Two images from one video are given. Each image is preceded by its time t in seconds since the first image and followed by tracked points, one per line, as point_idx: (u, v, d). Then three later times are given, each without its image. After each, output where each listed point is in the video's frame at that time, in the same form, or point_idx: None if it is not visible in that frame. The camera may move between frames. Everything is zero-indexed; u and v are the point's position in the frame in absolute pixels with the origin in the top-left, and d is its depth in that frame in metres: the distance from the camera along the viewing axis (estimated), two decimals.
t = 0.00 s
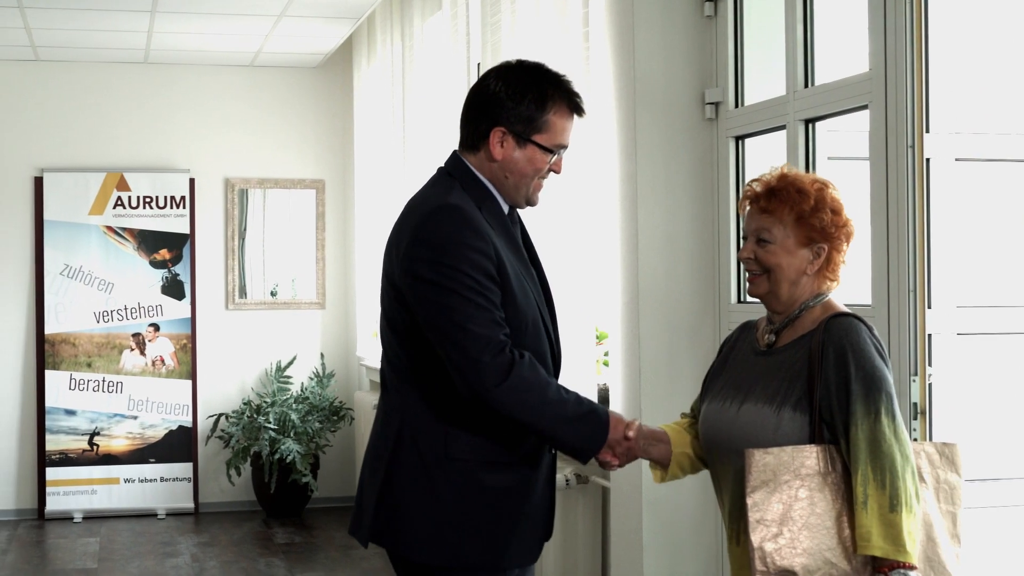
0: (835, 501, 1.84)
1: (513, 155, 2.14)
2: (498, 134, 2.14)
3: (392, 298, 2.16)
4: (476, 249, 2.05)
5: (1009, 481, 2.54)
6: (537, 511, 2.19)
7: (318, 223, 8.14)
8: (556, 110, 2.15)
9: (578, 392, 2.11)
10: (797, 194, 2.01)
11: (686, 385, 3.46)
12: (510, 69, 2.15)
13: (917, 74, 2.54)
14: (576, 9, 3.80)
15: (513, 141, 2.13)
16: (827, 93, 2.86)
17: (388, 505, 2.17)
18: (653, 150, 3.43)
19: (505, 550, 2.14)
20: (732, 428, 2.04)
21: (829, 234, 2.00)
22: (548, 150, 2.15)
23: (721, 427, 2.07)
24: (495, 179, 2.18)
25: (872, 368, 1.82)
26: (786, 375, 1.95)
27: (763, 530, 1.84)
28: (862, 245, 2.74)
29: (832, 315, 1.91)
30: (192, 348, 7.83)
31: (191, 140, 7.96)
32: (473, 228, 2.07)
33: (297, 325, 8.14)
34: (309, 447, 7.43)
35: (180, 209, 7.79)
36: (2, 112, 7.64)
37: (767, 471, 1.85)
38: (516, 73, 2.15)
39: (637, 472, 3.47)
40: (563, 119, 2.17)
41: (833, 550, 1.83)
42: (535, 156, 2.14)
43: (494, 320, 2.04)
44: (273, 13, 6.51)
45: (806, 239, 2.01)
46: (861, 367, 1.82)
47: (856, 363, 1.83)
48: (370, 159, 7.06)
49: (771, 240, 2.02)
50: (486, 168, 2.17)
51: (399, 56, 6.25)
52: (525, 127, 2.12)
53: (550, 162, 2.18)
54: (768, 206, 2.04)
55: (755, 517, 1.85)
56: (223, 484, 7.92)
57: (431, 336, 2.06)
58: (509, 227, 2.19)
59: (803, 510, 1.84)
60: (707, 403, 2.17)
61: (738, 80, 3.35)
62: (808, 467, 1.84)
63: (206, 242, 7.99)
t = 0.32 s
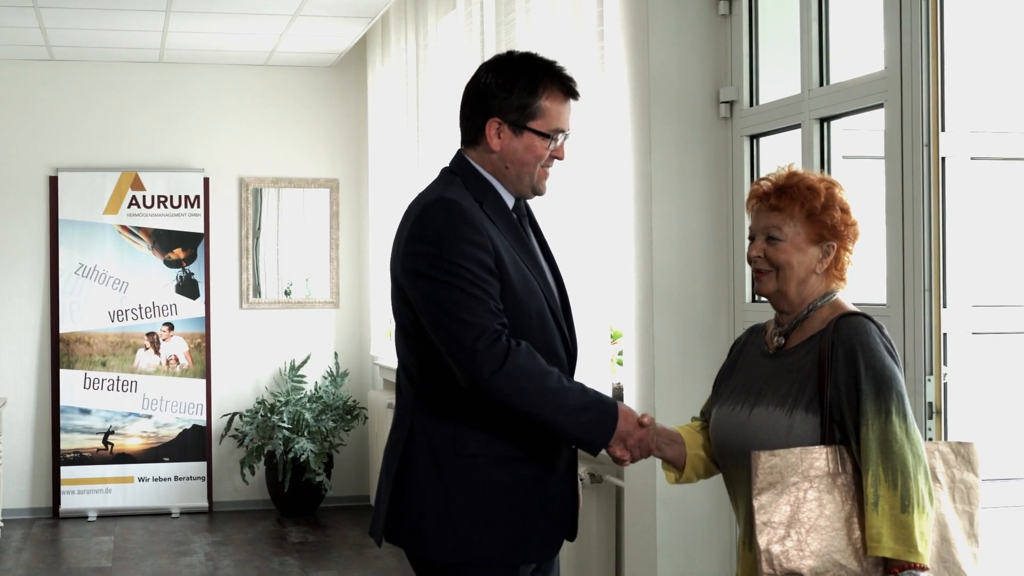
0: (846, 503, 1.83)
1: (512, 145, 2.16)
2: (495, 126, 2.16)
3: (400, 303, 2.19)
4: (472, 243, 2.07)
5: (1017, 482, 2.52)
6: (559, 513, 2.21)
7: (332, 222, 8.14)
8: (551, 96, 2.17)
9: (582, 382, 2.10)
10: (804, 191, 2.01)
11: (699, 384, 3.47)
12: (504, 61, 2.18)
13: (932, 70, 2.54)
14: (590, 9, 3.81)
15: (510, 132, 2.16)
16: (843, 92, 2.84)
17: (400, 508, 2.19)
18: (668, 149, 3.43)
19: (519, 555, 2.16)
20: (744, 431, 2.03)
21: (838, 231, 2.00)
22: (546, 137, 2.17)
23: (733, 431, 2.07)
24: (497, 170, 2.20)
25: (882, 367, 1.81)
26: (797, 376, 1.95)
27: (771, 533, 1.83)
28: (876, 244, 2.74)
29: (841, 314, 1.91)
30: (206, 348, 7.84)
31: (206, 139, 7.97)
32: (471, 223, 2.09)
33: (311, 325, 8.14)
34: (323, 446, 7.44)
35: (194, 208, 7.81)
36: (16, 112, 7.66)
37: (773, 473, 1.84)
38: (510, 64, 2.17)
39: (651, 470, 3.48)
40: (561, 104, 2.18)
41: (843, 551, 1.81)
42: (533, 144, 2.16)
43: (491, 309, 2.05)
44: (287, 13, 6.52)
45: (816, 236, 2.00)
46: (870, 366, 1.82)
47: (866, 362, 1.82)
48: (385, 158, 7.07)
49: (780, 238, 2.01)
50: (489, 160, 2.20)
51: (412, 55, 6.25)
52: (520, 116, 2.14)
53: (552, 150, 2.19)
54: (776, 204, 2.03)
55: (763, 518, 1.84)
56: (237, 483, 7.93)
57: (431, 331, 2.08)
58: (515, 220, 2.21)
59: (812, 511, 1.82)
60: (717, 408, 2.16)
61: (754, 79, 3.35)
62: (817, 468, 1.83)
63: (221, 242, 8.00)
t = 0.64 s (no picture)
0: (857, 502, 1.82)
1: (504, 134, 1.96)
2: (489, 114, 1.98)
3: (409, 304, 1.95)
4: (478, 236, 1.78)
5: (1017, 482, 2.54)
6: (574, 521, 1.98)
7: (337, 222, 8.15)
8: (546, 82, 1.94)
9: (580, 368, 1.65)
10: (799, 191, 2.00)
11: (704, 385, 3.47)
12: (512, 54, 1.98)
13: (937, 68, 2.53)
14: (594, 9, 3.81)
15: (501, 120, 1.95)
16: (848, 92, 2.84)
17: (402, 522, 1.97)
18: (673, 150, 3.43)
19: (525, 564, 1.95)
20: (744, 437, 2.00)
21: (832, 234, 2.00)
22: (534, 125, 1.93)
23: (730, 437, 2.03)
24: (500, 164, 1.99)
25: (883, 364, 1.81)
26: (796, 377, 1.92)
27: (786, 535, 1.81)
28: (881, 244, 2.74)
29: (837, 315, 1.90)
30: (210, 348, 7.85)
31: (210, 140, 7.98)
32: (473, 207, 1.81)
33: (316, 325, 8.14)
34: (327, 446, 7.44)
35: (198, 208, 7.81)
36: (21, 112, 7.66)
37: (784, 476, 1.82)
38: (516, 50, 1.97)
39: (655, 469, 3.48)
40: (562, 92, 1.94)
41: (857, 550, 1.79)
42: (522, 132, 1.93)
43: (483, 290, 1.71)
44: (292, 13, 6.52)
45: (810, 239, 2.00)
46: (872, 364, 1.81)
47: (867, 358, 1.82)
48: (389, 158, 7.07)
49: (776, 239, 2.00)
50: (492, 152, 2.00)
51: (417, 55, 6.25)
52: (509, 101, 1.94)
53: (546, 141, 1.94)
54: (770, 205, 2.02)
55: (777, 522, 1.82)
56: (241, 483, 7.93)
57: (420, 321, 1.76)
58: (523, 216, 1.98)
59: (824, 511, 1.81)
60: (712, 419, 2.13)
61: (759, 79, 3.35)
62: (825, 467, 1.82)
63: (225, 242, 8.00)
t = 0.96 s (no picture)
0: (856, 498, 1.82)
1: (510, 135, 1.97)
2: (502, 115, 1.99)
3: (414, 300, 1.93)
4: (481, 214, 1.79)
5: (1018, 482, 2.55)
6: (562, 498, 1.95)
7: (336, 222, 8.15)
8: (555, 91, 1.94)
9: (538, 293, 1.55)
10: (792, 193, 2.01)
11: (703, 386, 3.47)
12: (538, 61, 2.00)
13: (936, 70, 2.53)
14: (593, 9, 3.81)
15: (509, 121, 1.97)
16: (848, 92, 2.84)
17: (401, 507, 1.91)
18: (673, 152, 3.44)
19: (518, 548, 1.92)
20: (738, 440, 1.99)
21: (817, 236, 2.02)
22: (536, 128, 1.94)
23: (723, 442, 2.02)
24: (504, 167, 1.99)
25: (873, 360, 1.82)
26: (787, 378, 1.92)
27: (790, 535, 1.79)
28: (881, 245, 2.74)
29: (823, 315, 1.91)
30: (209, 348, 7.85)
31: (210, 140, 7.98)
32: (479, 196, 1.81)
33: (316, 325, 8.15)
34: (327, 446, 7.44)
35: (198, 209, 7.82)
36: (20, 112, 7.66)
37: (785, 475, 1.81)
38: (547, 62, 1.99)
39: (655, 468, 3.49)
40: (572, 105, 1.95)
41: (861, 546, 1.79)
42: (523, 135, 1.94)
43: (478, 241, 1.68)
44: (292, 13, 6.52)
45: (800, 241, 2.02)
46: (862, 361, 1.82)
47: (858, 356, 1.83)
48: (388, 158, 7.07)
49: (773, 240, 2.00)
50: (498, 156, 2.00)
51: (417, 54, 6.25)
52: (519, 105, 1.96)
53: (545, 147, 1.94)
54: (763, 206, 2.01)
55: (780, 520, 1.81)
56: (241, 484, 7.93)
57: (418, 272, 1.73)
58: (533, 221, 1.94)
59: (826, 509, 1.80)
60: (703, 429, 2.11)
61: (759, 80, 3.35)
62: (825, 466, 1.81)
63: (226, 242, 7.99)
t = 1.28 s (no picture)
0: (842, 499, 1.82)
1: (516, 139, 1.96)
2: (506, 117, 1.97)
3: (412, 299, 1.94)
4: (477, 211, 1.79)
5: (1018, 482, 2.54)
6: (559, 498, 1.95)
7: (335, 222, 8.15)
8: (563, 95, 1.94)
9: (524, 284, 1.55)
10: (783, 193, 2.02)
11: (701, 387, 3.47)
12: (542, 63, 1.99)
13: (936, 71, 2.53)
14: (592, 9, 3.81)
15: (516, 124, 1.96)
16: (847, 92, 2.84)
17: (400, 505, 1.92)
18: (673, 152, 3.44)
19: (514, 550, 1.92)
20: (732, 440, 1.99)
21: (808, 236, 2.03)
22: (545, 133, 1.93)
23: (717, 443, 2.02)
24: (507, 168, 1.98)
25: (863, 361, 1.82)
26: (779, 378, 1.92)
27: (770, 533, 1.79)
28: (881, 245, 2.74)
29: (815, 315, 1.91)
30: (209, 348, 7.86)
31: (210, 140, 7.98)
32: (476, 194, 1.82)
33: (316, 326, 8.15)
34: (326, 446, 7.44)
35: (198, 209, 7.82)
36: (20, 113, 7.66)
37: (766, 474, 1.81)
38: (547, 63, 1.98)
39: (654, 467, 3.49)
40: (577, 108, 1.95)
41: (844, 546, 1.79)
42: (533, 139, 1.94)
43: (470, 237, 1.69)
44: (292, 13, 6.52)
45: (794, 241, 2.02)
46: (852, 361, 1.82)
47: (848, 357, 1.83)
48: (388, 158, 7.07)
49: (768, 239, 2.00)
50: (500, 157, 1.99)
51: (417, 54, 6.25)
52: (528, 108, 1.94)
53: (553, 152, 1.94)
54: (757, 206, 2.02)
55: (760, 520, 1.81)
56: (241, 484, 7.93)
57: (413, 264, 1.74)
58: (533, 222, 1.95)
59: (809, 508, 1.79)
60: (700, 429, 2.11)
61: (758, 80, 3.35)
62: (809, 466, 1.81)
63: (225, 242, 7.99)
